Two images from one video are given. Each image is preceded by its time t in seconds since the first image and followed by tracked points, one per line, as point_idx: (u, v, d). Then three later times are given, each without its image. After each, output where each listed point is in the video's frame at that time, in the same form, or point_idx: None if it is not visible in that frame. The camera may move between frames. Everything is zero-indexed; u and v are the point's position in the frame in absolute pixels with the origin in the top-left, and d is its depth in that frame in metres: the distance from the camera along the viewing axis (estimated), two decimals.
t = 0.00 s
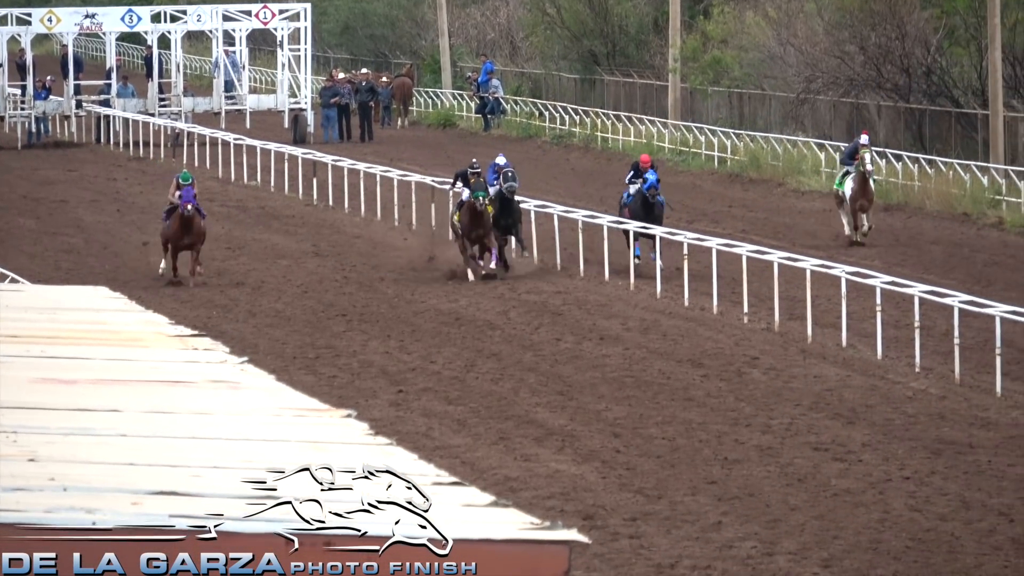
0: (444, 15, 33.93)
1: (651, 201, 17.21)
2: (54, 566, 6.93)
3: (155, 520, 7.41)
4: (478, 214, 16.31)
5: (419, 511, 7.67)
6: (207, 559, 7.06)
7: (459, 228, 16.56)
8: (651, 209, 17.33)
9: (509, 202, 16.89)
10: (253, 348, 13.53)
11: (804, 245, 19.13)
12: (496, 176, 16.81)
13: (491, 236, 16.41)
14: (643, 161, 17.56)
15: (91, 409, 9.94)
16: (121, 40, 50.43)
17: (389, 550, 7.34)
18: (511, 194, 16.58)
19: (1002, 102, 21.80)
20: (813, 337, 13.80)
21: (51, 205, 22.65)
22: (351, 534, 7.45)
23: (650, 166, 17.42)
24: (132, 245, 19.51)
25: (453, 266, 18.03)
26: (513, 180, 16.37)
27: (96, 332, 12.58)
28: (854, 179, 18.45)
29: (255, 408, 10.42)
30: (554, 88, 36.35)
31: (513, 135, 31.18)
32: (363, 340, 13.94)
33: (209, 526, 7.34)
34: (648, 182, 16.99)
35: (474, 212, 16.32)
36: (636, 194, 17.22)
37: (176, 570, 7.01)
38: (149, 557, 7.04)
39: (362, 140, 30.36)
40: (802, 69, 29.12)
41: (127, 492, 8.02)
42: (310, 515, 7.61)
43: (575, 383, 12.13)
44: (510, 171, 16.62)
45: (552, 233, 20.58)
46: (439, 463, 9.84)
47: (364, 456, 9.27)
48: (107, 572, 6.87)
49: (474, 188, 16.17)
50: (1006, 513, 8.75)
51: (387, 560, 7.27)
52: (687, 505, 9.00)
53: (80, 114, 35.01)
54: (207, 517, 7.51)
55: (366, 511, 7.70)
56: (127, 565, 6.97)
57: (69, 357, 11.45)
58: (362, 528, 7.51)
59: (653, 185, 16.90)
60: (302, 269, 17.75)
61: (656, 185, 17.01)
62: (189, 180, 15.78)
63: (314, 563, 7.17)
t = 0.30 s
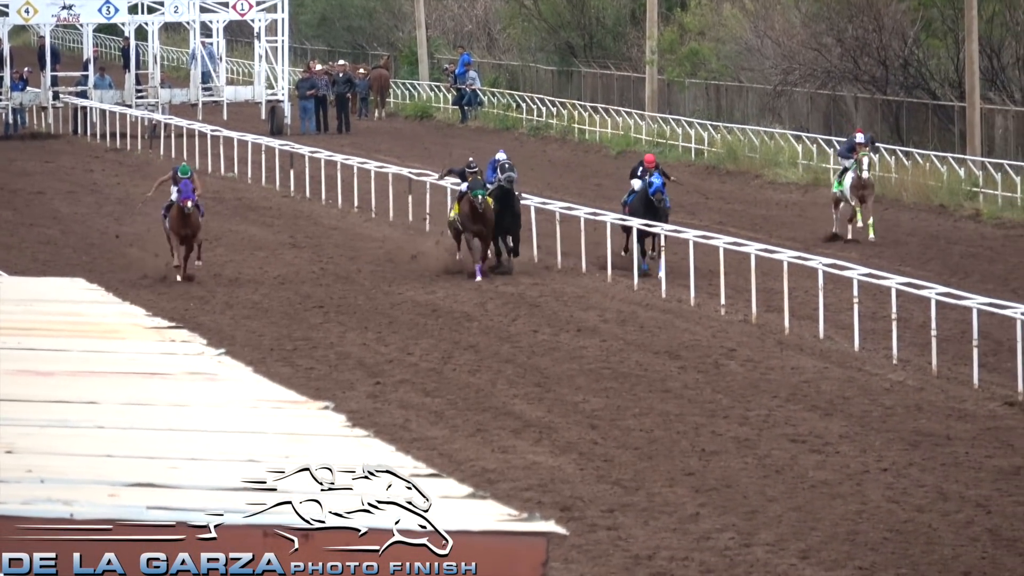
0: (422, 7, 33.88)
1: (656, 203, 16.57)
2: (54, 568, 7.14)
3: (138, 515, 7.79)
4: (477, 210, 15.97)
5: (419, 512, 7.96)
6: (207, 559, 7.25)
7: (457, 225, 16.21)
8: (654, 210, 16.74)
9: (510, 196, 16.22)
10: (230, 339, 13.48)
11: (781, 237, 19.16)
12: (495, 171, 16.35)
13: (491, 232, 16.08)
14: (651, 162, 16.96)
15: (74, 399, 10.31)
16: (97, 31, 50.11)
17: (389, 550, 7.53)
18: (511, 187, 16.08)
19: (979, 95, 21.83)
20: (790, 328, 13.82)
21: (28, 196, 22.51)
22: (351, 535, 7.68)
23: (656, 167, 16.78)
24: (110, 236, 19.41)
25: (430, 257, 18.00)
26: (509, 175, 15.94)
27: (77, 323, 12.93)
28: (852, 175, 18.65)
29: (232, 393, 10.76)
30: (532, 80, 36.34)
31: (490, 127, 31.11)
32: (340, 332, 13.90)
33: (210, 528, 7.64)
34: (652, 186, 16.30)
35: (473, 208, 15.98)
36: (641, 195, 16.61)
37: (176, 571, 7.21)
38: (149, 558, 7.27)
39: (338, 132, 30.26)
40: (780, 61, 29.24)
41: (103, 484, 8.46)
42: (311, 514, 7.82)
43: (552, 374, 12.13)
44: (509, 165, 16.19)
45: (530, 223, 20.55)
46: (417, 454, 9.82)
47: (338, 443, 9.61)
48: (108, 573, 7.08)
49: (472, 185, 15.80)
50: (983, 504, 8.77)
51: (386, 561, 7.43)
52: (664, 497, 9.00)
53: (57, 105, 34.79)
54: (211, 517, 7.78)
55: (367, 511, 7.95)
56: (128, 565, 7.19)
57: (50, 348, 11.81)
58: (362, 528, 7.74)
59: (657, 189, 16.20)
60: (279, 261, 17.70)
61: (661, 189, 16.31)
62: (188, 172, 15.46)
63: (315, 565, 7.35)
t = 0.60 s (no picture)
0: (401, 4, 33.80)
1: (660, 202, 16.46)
2: (54, 567, 7.10)
3: (119, 512, 7.81)
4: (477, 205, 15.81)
5: (420, 512, 7.85)
6: (207, 559, 7.22)
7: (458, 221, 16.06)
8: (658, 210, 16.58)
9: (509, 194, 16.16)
10: (208, 335, 13.43)
11: (759, 233, 19.19)
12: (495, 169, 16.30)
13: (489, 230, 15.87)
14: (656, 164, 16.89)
15: (54, 394, 10.33)
16: (76, 27, 49.86)
17: (389, 551, 7.44)
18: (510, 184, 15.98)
19: (956, 91, 21.92)
20: (767, 324, 13.84)
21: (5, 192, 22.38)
22: (351, 533, 7.57)
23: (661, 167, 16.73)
24: (88, 232, 19.31)
25: (408, 254, 17.97)
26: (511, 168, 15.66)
27: (54, 320, 12.93)
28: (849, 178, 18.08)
29: (212, 388, 10.75)
30: (510, 77, 36.32)
31: (468, 123, 31.06)
32: (318, 328, 13.86)
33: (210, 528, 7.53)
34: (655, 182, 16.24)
35: (473, 204, 15.84)
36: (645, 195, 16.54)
37: (176, 570, 7.17)
38: (150, 558, 7.23)
39: (316, 129, 30.18)
40: (757, 57, 29.26)
41: (82, 479, 8.48)
42: (310, 514, 7.72)
43: (530, 370, 12.12)
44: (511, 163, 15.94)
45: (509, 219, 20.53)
46: (395, 450, 9.80)
47: (319, 438, 9.61)
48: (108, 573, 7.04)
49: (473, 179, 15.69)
50: (961, 499, 8.79)
51: (387, 561, 7.35)
52: (642, 492, 9.00)
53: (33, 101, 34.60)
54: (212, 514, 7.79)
55: (367, 510, 7.85)
56: (127, 565, 7.15)
57: (28, 345, 11.80)
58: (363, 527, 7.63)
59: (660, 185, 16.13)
60: (257, 257, 17.64)
61: (663, 186, 16.21)
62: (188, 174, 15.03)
63: (314, 565, 7.29)
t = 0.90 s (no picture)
0: None
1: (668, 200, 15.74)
2: (54, 568, 6.99)
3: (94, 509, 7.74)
4: (478, 205, 14.97)
5: (419, 510, 7.86)
6: (207, 559, 7.13)
7: (459, 220, 15.23)
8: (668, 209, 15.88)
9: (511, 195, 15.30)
10: (182, 330, 13.34)
11: (733, 226, 19.19)
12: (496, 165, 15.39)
13: (493, 230, 15.10)
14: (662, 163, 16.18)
15: (26, 389, 10.24)
16: (50, 21, 49.49)
17: (389, 551, 7.45)
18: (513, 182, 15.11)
19: (929, 83, 21.92)
20: (742, 317, 13.84)
21: None
22: (352, 534, 7.59)
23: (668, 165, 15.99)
24: (61, 227, 19.17)
25: (382, 247, 17.90)
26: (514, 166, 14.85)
27: (28, 315, 12.83)
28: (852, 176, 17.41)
29: (184, 383, 10.66)
30: (484, 70, 36.24)
31: (441, 117, 30.96)
32: (292, 322, 13.79)
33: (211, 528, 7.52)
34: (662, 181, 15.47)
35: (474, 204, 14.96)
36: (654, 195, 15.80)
37: (176, 570, 7.07)
38: (149, 558, 7.14)
39: (290, 123, 30.04)
40: (731, 50, 29.27)
41: (55, 475, 8.41)
42: (311, 514, 7.76)
43: (504, 364, 12.08)
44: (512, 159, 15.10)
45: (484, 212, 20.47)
46: (369, 444, 9.74)
47: (294, 432, 9.53)
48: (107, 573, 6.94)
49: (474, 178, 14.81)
50: (935, 492, 8.79)
51: (387, 561, 7.33)
52: (616, 486, 8.97)
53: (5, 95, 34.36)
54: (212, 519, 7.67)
55: (367, 510, 7.89)
56: (126, 565, 7.06)
57: None
58: (363, 528, 7.66)
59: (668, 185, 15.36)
60: (230, 252, 17.54)
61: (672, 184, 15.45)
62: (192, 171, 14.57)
63: (314, 565, 7.23)
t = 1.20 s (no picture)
0: None
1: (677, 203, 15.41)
2: (54, 567, 6.85)
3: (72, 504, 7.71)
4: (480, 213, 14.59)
5: (419, 510, 7.92)
6: (208, 559, 7.04)
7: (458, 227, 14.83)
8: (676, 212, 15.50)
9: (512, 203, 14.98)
10: (160, 324, 13.28)
11: (711, 222, 19.21)
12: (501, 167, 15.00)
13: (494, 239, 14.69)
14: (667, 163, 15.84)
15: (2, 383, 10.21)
16: (28, 16, 49.28)
17: (389, 550, 7.42)
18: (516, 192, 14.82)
19: (907, 81, 21.98)
20: (719, 313, 13.85)
21: None
22: (352, 534, 7.56)
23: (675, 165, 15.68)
24: (39, 222, 19.07)
25: (361, 243, 17.86)
26: (519, 176, 14.67)
27: (7, 310, 12.76)
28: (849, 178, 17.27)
29: (161, 377, 10.62)
30: (462, 66, 36.22)
31: (420, 113, 30.91)
32: (269, 317, 13.74)
33: (210, 528, 7.47)
34: (675, 181, 15.21)
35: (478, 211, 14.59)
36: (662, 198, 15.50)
37: (177, 570, 6.97)
38: (149, 558, 7.04)
39: (268, 118, 29.92)
40: (710, 47, 29.33)
41: (30, 468, 8.37)
42: (311, 512, 7.77)
43: (482, 359, 12.07)
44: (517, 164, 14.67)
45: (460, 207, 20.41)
46: (347, 439, 9.71)
47: (272, 427, 9.50)
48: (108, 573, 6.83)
49: (481, 184, 14.47)
50: (913, 488, 8.81)
51: (387, 561, 7.30)
52: (594, 481, 8.97)
53: None
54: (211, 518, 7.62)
55: (366, 510, 7.91)
56: (127, 565, 6.97)
57: None
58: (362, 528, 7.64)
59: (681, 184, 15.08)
60: (209, 247, 17.48)
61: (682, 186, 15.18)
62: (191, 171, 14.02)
63: (315, 565, 7.16)
